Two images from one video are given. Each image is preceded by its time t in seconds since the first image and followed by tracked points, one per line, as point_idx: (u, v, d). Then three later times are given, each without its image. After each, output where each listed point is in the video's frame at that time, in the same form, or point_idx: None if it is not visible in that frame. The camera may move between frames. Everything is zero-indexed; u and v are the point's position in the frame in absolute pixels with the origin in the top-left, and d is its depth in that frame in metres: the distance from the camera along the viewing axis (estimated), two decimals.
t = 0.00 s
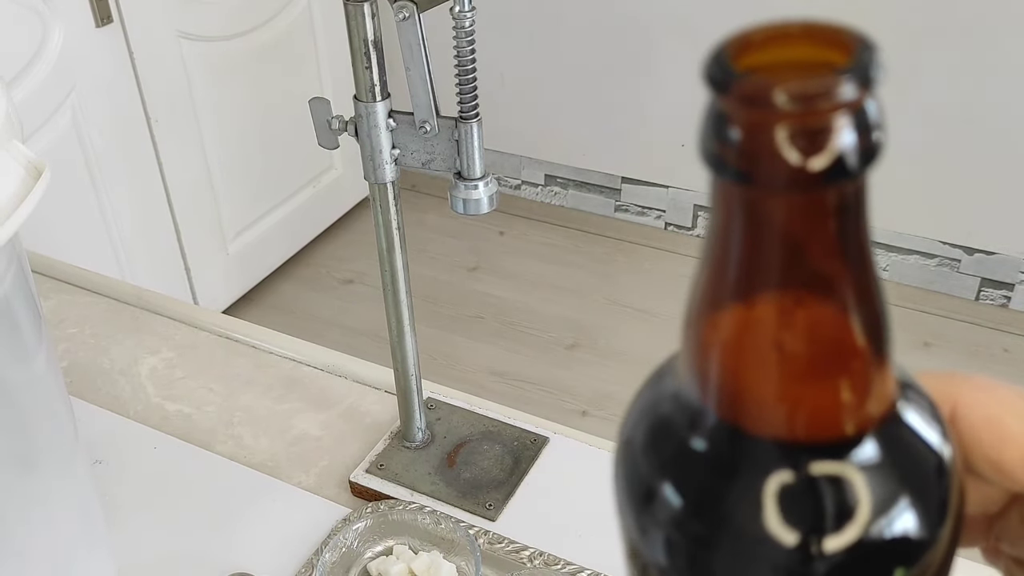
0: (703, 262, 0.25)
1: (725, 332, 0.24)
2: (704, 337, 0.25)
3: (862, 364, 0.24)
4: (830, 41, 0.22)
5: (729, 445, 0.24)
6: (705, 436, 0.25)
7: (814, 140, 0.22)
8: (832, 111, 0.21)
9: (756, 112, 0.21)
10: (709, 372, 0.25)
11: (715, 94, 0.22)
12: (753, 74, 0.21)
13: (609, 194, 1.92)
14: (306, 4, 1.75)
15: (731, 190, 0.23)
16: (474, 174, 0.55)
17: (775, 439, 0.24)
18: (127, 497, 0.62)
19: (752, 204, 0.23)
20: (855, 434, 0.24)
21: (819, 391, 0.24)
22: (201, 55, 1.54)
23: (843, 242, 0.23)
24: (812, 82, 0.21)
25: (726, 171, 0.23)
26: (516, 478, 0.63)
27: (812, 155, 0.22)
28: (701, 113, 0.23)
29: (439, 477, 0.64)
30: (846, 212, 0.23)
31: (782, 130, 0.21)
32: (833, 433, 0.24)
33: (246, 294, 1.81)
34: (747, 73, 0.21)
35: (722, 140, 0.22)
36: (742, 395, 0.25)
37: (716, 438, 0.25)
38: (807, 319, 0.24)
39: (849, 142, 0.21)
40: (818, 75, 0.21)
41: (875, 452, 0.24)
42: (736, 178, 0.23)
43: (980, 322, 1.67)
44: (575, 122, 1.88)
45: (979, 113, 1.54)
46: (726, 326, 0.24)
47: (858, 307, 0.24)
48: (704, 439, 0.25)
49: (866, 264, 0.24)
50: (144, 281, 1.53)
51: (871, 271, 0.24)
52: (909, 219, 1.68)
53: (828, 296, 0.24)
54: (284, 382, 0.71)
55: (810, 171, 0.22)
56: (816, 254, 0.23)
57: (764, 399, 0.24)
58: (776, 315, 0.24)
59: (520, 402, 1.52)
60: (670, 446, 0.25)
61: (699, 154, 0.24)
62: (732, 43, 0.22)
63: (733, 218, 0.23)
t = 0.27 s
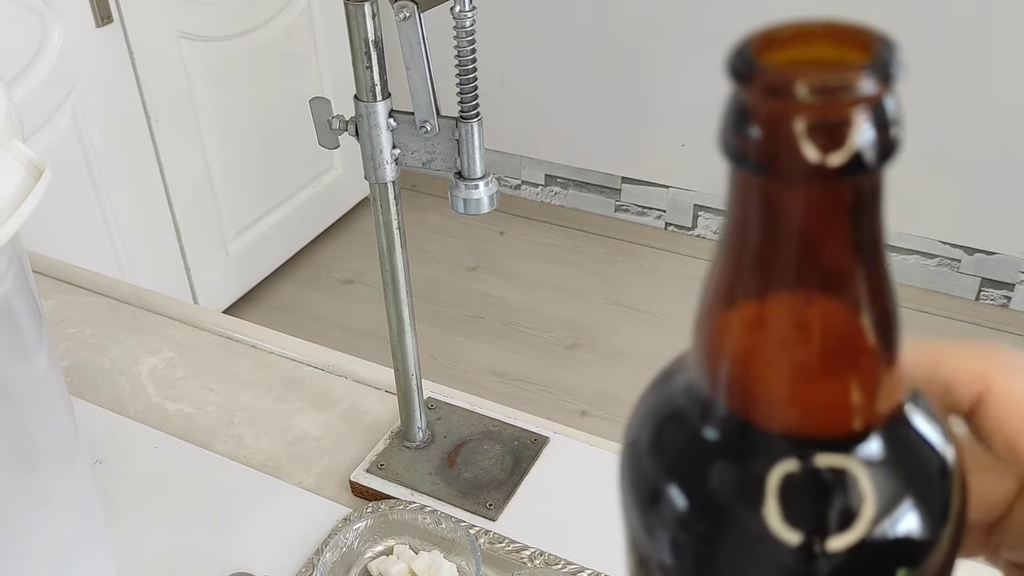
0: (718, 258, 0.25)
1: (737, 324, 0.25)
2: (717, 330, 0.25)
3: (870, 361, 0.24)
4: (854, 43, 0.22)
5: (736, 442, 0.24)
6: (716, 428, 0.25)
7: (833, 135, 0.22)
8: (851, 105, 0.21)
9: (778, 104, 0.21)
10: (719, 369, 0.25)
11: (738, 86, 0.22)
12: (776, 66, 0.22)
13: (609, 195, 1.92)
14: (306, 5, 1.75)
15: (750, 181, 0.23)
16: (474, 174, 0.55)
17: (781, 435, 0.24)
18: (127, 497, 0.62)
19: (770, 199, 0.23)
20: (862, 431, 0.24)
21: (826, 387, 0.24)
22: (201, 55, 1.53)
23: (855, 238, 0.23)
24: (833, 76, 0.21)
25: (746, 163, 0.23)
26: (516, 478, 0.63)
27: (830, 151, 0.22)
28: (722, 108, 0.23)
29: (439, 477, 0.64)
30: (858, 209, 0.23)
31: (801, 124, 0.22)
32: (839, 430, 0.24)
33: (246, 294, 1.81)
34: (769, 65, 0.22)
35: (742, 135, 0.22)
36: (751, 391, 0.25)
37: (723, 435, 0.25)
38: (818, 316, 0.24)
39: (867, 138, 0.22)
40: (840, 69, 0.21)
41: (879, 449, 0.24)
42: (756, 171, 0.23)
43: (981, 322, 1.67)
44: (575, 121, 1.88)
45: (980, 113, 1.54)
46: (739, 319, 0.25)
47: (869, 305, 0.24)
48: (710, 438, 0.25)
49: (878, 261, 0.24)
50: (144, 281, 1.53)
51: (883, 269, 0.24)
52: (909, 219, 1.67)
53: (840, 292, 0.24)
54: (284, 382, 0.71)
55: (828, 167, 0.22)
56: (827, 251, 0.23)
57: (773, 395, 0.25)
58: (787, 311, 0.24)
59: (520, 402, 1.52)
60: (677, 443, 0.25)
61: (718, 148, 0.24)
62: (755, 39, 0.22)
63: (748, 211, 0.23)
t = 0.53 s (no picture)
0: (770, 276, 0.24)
1: (782, 347, 0.24)
2: (760, 349, 0.25)
3: (909, 399, 0.24)
4: (943, 68, 0.20)
5: (762, 469, 0.24)
6: (746, 452, 0.25)
7: (910, 161, 0.21)
8: (936, 134, 0.20)
9: (858, 126, 0.20)
10: (752, 396, 0.25)
11: (818, 102, 0.21)
12: (859, 84, 0.20)
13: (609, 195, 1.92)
14: (306, 5, 1.76)
15: (817, 200, 0.22)
16: (474, 174, 0.55)
17: (811, 469, 0.24)
18: (127, 496, 0.62)
19: (836, 222, 0.22)
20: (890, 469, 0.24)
21: (865, 425, 0.24)
22: (202, 55, 1.53)
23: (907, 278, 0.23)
24: (918, 103, 0.20)
25: (816, 182, 0.22)
26: (517, 478, 0.63)
27: (908, 178, 0.21)
28: (796, 123, 0.22)
29: (439, 477, 0.64)
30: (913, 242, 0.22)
31: (877, 150, 0.21)
32: (867, 465, 0.24)
33: (246, 294, 1.81)
34: (852, 81, 0.20)
35: (814, 156, 0.22)
36: (785, 421, 0.25)
37: (750, 461, 0.25)
38: (868, 351, 0.24)
39: (948, 166, 0.21)
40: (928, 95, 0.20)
41: (912, 498, 0.24)
42: (825, 191, 0.22)
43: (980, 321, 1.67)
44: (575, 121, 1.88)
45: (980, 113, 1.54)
46: (783, 344, 0.24)
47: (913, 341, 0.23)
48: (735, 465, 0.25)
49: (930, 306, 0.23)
50: (144, 281, 1.53)
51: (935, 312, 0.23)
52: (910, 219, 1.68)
53: (892, 330, 0.23)
54: (285, 382, 0.71)
55: (904, 196, 0.21)
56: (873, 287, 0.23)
57: (807, 427, 0.24)
58: (831, 343, 0.24)
59: (520, 402, 1.52)
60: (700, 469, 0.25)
61: (787, 161, 0.23)
62: (844, 54, 0.21)
63: (803, 232, 0.23)
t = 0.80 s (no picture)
0: (746, 309, 0.24)
1: (759, 381, 0.24)
2: (738, 383, 0.25)
3: (890, 435, 0.24)
4: (915, 103, 0.21)
5: (743, 505, 0.24)
6: (726, 486, 0.25)
7: (883, 194, 0.21)
8: (908, 167, 0.20)
9: (829, 159, 0.20)
10: (732, 431, 0.25)
11: (790, 136, 0.21)
12: (830, 117, 0.20)
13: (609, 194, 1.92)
14: (306, 5, 1.76)
15: (790, 233, 0.22)
16: (474, 174, 0.55)
17: (793, 504, 0.24)
18: (127, 496, 0.62)
19: (810, 257, 0.22)
20: (872, 504, 0.24)
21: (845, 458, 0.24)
22: (201, 55, 1.53)
23: (886, 310, 0.23)
24: (890, 137, 0.20)
25: (789, 215, 0.22)
26: (517, 478, 0.63)
27: (881, 211, 0.21)
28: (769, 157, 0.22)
29: (439, 477, 0.64)
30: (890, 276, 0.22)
31: (851, 182, 0.21)
32: (848, 500, 0.24)
33: (246, 294, 1.81)
34: (824, 115, 0.21)
35: (788, 189, 0.21)
36: (765, 456, 0.24)
37: (729, 497, 0.25)
38: (847, 384, 0.24)
39: (921, 198, 0.21)
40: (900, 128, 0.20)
41: (894, 531, 0.24)
42: (799, 225, 0.22)
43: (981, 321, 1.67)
44: (575, 121, 1.88)
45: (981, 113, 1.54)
46: (761, 378, 0.24)
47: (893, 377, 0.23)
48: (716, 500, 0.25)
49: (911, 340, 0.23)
50: (144, 282, 1.53)
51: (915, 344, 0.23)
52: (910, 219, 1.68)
53: (873, 360, 0.23)
54: (285, 382, 0.71)
55: (877, 230, 0.21)
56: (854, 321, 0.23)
57: (787, 463, 0.24)
58: (812, 377, 0.24)
59: (520, 402, 1.52)
60: (682, 504, 0.25)
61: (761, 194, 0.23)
62: (815, 88, 0.21)
63: (778, 266, 0.23)
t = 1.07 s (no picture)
0: (734, 301, 0.24)
1: (747, 376, 0.24)
2: (726, 380, 0.24)
3: (881, 427, 0.23)
4: (902, 94, 0.20)
5: (732, 501, 0.24)
6: (714, 483, 0.24)
7: (868, 184, 0.20)
8: (894, 156, 0.20)
9: (815, 150, 0.20)
10: (720, 426, 0.24)
11: (775, 126, 0.20)
12: (815, 109, 0.20)
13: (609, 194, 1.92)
14: (306, 5, 1.76)
15: (776, 225, 0.22)
16: (474, 174, 0.55)
17: (783, 500, 0.24)
18: (128, 496, 0.62)
19: (796, 247, 0.22)
20: (862, 499, 0.24)
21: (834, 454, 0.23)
22: (201, 55, 1.53)
23: (875, 300, 0.22)
24: (875, 125, 0.19)
25: (775, 208, 0.21)
26: (517, 478, 0.63)
27: (867, 203, 0.21)
28: (753, 148, 0.22)
29: (439, 477, 0.64)
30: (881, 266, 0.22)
31: (835, 173, 0.20)
32: (839, 496, 0.24)
33: (246, 294, 1.81)
34: (809, 106, 0.20)
35: (774, 180, 0.21)
36: (754, 453, 0.24)
37: (718, 492, 0.24)
38: (834, 378, 0.23)
39: (906, 189, 0.20)
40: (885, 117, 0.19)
41: (883, 523, 0.24)
42: (785, 216, 0.21)
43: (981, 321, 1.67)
44: (575, 121, 1.88)
45: (981, 113, 1.54)
46: (749, 375, 0.24)
47: (881, 370, 0.23)
48: (704, 497, 0.24)
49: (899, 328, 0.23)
50: (144, 282, 1.53)
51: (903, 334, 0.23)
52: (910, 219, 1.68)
53: (862, 354, 0.23)
54: (284, 382, 0.71)
55: (863, 222, 0.21)
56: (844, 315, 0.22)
57: (777, 460, 0.24)
58: (802, 372, 0.23)
59: (520, 402, 1.52)
60: (671, 502, 0.25)
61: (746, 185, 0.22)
62: (800, 79, 0.20)
63: (764, 260, 0.22)
